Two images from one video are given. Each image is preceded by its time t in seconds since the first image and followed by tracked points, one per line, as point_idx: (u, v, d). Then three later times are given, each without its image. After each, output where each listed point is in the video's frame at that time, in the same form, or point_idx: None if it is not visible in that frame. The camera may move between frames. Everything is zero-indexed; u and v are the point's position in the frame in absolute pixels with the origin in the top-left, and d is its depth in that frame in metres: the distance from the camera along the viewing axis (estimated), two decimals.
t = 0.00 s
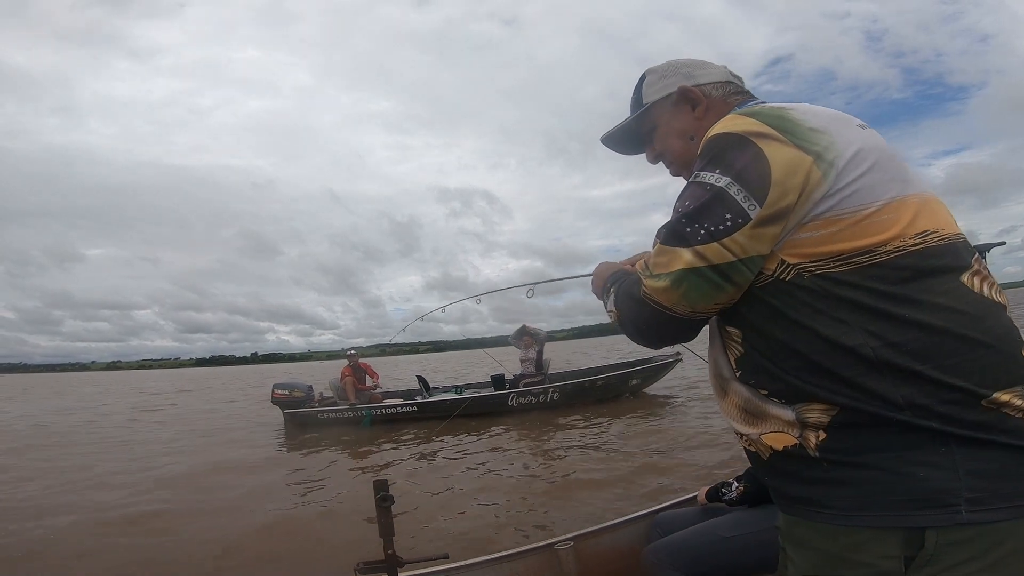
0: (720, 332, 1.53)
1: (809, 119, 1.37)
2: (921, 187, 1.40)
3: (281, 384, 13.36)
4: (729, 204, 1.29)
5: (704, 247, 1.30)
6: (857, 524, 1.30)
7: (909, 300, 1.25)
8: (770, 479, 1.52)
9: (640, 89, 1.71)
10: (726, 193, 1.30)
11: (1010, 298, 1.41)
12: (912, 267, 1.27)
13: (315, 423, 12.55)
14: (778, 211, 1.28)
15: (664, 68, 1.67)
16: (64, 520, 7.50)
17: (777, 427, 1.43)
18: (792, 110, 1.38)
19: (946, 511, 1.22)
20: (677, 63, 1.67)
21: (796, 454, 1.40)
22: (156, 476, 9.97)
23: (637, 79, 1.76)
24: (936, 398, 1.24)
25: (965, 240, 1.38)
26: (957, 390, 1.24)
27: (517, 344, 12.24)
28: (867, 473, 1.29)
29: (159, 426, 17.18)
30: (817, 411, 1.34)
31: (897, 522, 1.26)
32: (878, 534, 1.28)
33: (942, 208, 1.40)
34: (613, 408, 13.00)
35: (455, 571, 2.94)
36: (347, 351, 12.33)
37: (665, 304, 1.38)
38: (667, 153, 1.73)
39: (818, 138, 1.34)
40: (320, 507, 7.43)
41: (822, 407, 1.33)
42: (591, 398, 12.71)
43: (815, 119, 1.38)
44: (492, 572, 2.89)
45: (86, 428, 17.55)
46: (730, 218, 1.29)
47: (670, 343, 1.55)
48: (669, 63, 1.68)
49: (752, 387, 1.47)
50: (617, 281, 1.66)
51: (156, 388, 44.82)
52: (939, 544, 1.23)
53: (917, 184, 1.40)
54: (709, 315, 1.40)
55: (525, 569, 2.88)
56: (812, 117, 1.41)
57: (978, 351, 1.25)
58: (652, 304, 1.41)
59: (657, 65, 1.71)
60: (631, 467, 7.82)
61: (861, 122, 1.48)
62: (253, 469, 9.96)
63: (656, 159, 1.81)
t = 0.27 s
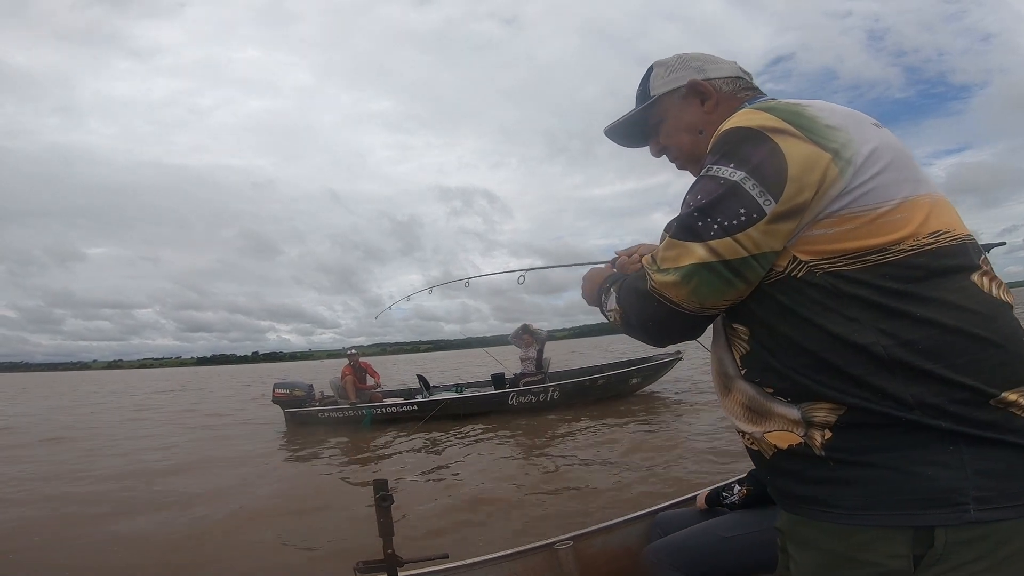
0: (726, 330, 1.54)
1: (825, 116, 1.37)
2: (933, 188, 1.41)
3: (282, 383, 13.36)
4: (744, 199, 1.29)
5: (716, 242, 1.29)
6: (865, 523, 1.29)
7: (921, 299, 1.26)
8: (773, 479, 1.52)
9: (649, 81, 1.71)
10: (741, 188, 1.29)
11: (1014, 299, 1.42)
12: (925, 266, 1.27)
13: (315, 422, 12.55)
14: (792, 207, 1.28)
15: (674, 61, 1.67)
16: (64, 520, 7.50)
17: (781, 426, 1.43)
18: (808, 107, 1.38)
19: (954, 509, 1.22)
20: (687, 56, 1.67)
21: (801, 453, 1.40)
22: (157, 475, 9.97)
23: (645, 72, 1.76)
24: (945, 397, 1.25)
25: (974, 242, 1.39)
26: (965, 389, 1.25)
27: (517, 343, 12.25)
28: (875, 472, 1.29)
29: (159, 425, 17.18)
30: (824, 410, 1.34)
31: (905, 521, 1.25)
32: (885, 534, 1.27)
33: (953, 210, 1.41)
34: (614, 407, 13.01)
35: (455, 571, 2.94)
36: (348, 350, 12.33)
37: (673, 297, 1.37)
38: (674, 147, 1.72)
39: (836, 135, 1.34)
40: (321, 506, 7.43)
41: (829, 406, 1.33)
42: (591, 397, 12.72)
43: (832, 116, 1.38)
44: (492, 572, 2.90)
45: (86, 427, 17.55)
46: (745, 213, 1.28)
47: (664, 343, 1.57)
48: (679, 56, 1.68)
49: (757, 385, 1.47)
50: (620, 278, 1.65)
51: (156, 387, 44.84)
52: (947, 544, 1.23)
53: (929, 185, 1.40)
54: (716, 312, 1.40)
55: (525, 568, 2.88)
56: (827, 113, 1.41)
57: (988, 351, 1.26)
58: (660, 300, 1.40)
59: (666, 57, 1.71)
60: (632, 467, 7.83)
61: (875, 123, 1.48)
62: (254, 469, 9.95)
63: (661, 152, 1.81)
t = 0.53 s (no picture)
0: (723, 331, 1.54)
1: (824, 117, 1.38)
2: (930, 190, 1.41)
3: (283, 383, 13.38)
4: (744, 199, 1.29)
5: (715, 241, 1.29)
6: (862, 522, 1.29)
7: (919, 299, 1.26)
8: (769, 479, 1.52)
9: (645, 78, 1.71)
10: (740, 188, 1.29)
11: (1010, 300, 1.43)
12: (924, 267, 1.27)
13: (316, 421, 12.57)
14: (791, 207, 1.28)
15: (673, 59, 1.67)
16: (65, 519, 7.51)
17: (778, 425, 1.43)
18: (807, 108, 1.38)
19: (951, 508, 1.22)
20: (685, 54, 1.67)
21: (799, 452, 1.40)
22: (157, 474, 10.00)
23: (641, 69, 1.76)
24: (942, 396, 1.25)
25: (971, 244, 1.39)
26: (963, 388, 1.25)
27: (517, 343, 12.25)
28: (872, 471, 1.29)
29: (160, 425, 17.22)
30: (821, 410, 1.35)
31: (903, 520, 1.25)
32: (882, 532, 1.27)
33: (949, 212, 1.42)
34: (614, 407, 13.00)
35: (452, 568, 2.94)
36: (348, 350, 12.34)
37: (671, 297, 1.37)
38: (669, 145, 1.72)
39: (834, 136, 1.34)
40: (320, 505, 7.43)
41: (826, 406, 1.34)
42: (591, 397, 12.70)
43: (830, 117, 1.38)
44: (490, 568, 2.90)
45: (87, 427, 17.58)
46: (743, 213, 1.28)
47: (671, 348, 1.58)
48: (677, 55, 1.68)
49: (754, 385, 1.48)
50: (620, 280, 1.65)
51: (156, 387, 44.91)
52: (944, 542, 1.23)
53: (926, 188, 1.41)
54: (713, 313, 1.40)
55: (522, 565, 2.88)
56: (825, 115, 1.42)
57: (985, 350, 1.26)
58: (659, 299, 1.39)
59: (664, 55, 1.71)
60: (630, 467, 7.82)
61: (872, 125, 1.49)
62: (254, 468, 9.96)
63: (655, 151, 1.81)
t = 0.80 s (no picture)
0: (725, 337, 1.54)
1: (801, 121, 1.39)
2: (914, 186, 1.41)
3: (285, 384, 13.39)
4: (733, 205, 1.29)
5: (709, 249, 1.30)
6: (871, 524, 1.29)
7: (920, 297, 1.26)
8: (777, 483, 1.51)
9: (635, 92, 1.71)
10: (728, 194, 1.30)
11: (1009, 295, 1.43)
12: (917, 264, 1.27)
13: (317, 422, 12.57)
14: (781, 210, 1.28)
15: (660, 73, 1.68)
16: (66, 520, 7.52)
17: (785, 430, 1.43)
18: (784, 114, 1.40)
19: (961, 508, 1.22)
20: (672, 68, 1.68)
21: (806, 456, 1.40)
22: (159, 475, 9.99)
23: (630, 83, 1.77)
24: (947, 394, 1.25)
25: (962, 237, 1.39)
26: (966, 386, 1.25)
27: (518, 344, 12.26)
28: (880, 472, 1.29)
29: (161, 426, 17.22)
30: (827, 412, 1.34)
31: (913, 521, 1.25)
32: (893, 534, 1.27)
33: (937, 207, 1.42)
34: (614, 407, 13.00)
35: (451, 565, 2.94)
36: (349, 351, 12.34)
37: (676, 309, 1.37)
38: (660, 157, 1.73)
39: (811, 138, 1.35)
40: (321, 506, 7.43)
41: (831, 408, 1.33)
42: (592, 398, 12.71)
43: (806, 120, 1.39)
44: (490, 566, 2.90)
45: (89, 428, 17.60)
46: (735, 219, 1.29)
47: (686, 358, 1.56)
48: (664, 68, 1.69)
49: (759, 390, 1.47)
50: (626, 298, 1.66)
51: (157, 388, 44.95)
52: (955, 542, 1.23)
53: (909, 184, 1.41)
54: (720, 320, 1.39)
55: (522, 563, 2.88)
56: (803, 119, 1.43)
57: (986, 347, 1.26)
58: (665, 313, 1.40)
59: (651, 69, 1.71)
60: (632, 467, 7.82)
61: (850, 125, 1.50)
62: (255, 469, 9.98)
63: (647, 163, 1.81)
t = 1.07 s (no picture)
0: (734, 347, 1.53)
1: (796, 130, 1.39)
2: (911, 188, 1.41)
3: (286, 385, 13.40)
4: (732, 215, 1.30)
5: (711, 259, 1.30)
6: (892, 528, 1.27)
7: (930, 299, 1.25)
8: (794, 491, 1.50)
9: (636, 109, 1.72)
10: (727, 205, 1.30)
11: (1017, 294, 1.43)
12: (921, 264, 1.27)
13: (318, 423, 12.58)
14: (779, 218, 1.28)
15: (660, 89, 1.68)
16: (68, 521, 7.52)
17: (801, 438, 1.41)
18: (779, 123, 1.40)
19: (984, 510, 1.21)
20: (672, 84, 1.68)
21: (822, 463, 1.39)
22: (160, 476, 10.00)
23: (631, 99, 1.77)
24: (963, 394, 1.24)
25: (964, 236, 1.38)
26: (980, 384, 1.24)
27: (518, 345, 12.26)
28: (899, 475, 1.28)
29: (162, 427, 17.24)
30: (843, 417, 1.33)
31: (936, 524, 1.24)
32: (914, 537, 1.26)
33: (937, 207, 1.41)
34: (615, 408, 13.00)
35: (454, 567, 2.94)
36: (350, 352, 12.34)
37: (677, 319, 1.37)
38: (663, 173, 1.73)
39: (806, 147, 1.35)
40: (323, 507, 7.43)
41: (847, 413, 1.33)
42: (592, 399, 12.71)
43: (799, 129, 1.40)
44: (491, 568, 2.90)
45: (90, 429, 17.61)
46: (735, 228, 1.29)
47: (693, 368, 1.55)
48: (664, 84, 1.70)
49: (771, 398, 1.47)
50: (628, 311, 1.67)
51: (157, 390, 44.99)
52: (978, 544, 1.22)
53: (907, 186, 1.41)
54: (723, 329, 1.38)
55: (523, 565, 2.88)
56: (797, 128, 1.44)
57: (999, 345, 1.26)
58: (665, 321, 1.39)
59: (652, 86, 1.72)
60: (634, 468, 7.82)
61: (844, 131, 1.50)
62: (258, 470, 10.00)
63: (651, 178, 1.81)
